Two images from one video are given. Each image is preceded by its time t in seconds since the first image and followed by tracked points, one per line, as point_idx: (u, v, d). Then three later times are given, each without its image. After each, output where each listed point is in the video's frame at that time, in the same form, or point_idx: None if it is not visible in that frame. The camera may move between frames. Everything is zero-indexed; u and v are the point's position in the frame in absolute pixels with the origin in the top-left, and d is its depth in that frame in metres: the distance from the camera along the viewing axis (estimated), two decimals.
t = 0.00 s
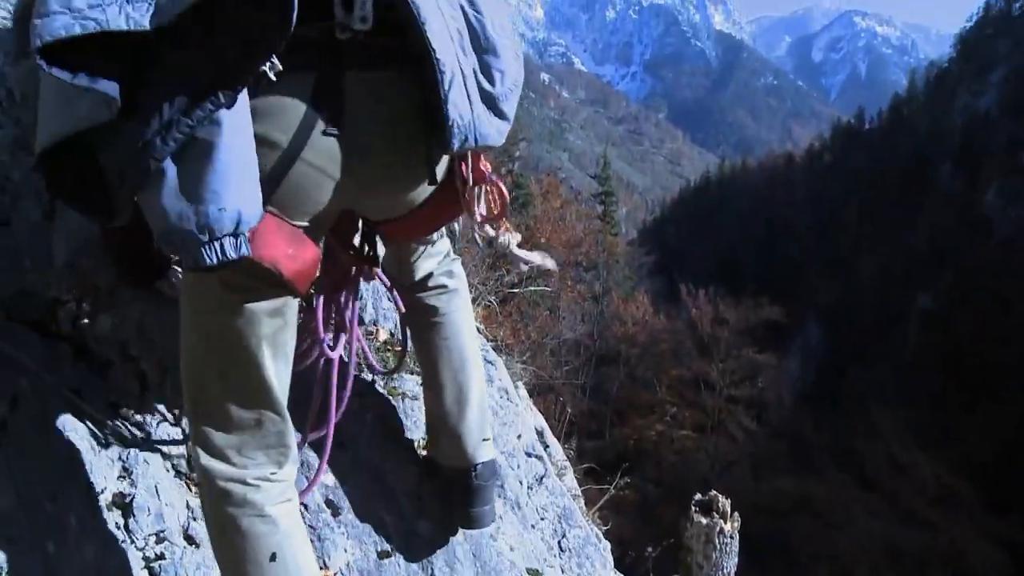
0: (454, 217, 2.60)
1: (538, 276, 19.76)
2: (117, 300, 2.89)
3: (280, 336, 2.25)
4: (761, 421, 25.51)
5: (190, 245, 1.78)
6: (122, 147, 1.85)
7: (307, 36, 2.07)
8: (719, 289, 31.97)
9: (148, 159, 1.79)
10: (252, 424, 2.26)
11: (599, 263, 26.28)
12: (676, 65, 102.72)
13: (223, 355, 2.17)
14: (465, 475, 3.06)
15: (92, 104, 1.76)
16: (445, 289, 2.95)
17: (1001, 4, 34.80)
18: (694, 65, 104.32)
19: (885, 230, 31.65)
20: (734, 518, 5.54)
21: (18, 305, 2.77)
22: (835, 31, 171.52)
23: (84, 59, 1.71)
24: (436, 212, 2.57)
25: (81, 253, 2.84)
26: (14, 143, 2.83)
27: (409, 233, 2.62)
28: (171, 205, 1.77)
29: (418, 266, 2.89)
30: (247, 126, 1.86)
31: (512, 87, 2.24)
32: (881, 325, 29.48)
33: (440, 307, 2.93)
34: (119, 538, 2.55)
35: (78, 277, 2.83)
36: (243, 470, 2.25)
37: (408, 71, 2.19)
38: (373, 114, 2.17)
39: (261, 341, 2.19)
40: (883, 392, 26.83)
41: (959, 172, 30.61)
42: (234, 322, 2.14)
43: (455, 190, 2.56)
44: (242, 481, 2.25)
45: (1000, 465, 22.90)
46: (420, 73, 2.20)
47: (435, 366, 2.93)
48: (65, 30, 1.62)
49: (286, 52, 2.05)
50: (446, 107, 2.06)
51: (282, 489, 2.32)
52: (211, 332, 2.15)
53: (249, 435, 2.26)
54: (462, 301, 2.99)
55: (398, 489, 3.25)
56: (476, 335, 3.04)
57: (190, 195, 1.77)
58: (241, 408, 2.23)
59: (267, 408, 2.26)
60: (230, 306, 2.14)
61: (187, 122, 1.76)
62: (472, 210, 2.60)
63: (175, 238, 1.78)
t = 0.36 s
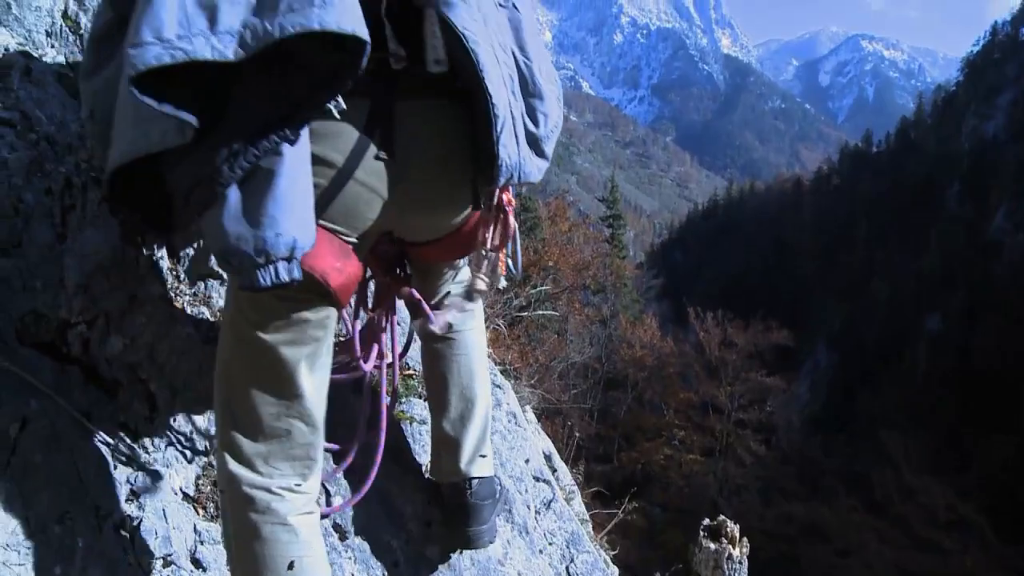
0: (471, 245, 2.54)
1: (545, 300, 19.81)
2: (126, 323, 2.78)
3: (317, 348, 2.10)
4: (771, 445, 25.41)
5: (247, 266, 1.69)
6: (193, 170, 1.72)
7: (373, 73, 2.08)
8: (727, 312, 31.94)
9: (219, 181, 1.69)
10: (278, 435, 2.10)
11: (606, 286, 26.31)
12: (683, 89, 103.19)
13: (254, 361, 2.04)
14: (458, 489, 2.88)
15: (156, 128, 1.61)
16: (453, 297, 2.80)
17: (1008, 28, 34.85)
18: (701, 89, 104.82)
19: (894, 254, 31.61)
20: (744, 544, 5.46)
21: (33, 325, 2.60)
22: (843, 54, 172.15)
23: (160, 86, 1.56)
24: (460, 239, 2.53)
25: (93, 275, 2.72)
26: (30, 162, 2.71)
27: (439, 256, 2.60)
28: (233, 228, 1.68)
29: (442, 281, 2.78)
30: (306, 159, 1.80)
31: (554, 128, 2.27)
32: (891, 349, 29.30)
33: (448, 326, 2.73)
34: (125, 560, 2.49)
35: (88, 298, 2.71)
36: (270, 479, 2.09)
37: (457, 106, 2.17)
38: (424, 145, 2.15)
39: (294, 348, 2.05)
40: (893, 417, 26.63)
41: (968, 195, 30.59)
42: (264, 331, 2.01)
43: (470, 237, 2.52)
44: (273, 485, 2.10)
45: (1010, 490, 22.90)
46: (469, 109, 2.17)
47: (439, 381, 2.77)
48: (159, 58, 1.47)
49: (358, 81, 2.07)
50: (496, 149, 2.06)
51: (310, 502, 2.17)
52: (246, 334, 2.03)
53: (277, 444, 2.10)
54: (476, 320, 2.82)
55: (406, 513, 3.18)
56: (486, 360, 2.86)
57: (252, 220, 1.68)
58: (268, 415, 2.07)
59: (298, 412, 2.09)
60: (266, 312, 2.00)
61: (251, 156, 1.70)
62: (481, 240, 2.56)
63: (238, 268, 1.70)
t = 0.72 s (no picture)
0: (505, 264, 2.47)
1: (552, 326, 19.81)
2: (137, 348, 2.75)
3: (351, 358, 2.17)
4: (779, 472, 25.28)
5: (271, 287, 1.87)
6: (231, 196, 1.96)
7: (404, 106, 2.11)
8: (735, 338, 31.86)
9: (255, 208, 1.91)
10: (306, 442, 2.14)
11: (614, 312, 26.30)
12: (690, 114, 103.47)
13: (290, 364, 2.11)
14: (469, 501, 2.75)
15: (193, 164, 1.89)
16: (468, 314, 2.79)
17: (1015, 54, 34.92)
18: (708, 115, 105.15)
19: (902, 280, 31.55)
20: None
21: (41, 350, 2.58)
22: (851, 82, 172.79)
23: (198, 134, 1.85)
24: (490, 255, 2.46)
25: (102, 301, 2.73)
26: (44, 189, 2.75)
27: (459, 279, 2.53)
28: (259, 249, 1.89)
29: (464, 304, 2.73)
30: (339, 197, 1.97)
31: (577, 171, 2.26)
32: (900, 375, 29.17)
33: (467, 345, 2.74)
34: None
35: (97, 323, 2.70)
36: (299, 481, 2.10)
37: (487, 141, 2.21)
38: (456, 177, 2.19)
39: (329, 355, 2.12)
40: (902, 445, 26.45)
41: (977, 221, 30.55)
42: (299, 335, 2.10)
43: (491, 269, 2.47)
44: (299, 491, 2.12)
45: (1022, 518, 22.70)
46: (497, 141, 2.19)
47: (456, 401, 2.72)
48: (202, 108, 1.72)
49: (393, 115, 2.11)
50: (514, 187, 2.07)
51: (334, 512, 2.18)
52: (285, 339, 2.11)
53: (305, 449, 2.13)
54: (489, 348, 2.81)
55: (413, 538, 3.06)
56: (500, 388, 2.84)
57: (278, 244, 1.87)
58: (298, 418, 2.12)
59: (327, 417, 2.14)
60: (301, 319, 2.10)
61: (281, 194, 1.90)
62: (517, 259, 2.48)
63: (260, 285, 1.88)
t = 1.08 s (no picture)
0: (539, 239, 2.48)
1: (560, 350, 19.80)
2: (145, 373, 2.76)
3: (395, 316, 2.15)
4: (788, 496, 25.13)
5: (320, 224, 1.88)
6: (285, 143, 1.99)
7: (446, 79, 2.21)
8: (744, 362, 31.74)
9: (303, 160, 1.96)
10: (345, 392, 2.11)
11: (622, 336, 26.24)
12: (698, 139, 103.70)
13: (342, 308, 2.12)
14: (471, 531, 2.73)
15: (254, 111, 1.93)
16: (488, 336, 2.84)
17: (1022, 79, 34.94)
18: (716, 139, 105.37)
19: (912, 303, 31.44)
20: None
21: (52, 372, 2.58)
22: (858, 106, 173.26)
23: (263, 79, 1.90)
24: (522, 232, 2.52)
25: (112, 323, 2.75)
26: (55, 213, 2.76)
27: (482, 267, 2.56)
28: (308, 194, 1.92)
29: (487, 314, 2.81)
30: (383, 157, 2.02)
31: (611, 144, 2.34)
32: (910, 399, 29.02)
33: (482, 367, 2.76)
34: None
35: (106, 349, 2.71)
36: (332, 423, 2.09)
37: (518, 119, 2.28)
38: (487, 153, 2.25)
39: (372, 302, 2.12)
40: (913, 470, 26.26)
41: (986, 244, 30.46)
42: (347, 281, 2.13)
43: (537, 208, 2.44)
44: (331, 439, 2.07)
45: None
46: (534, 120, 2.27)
47: (468, 427, 2.71)
48: (270, 54, 1.82)
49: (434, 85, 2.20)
50: (552, 154, 2.17)
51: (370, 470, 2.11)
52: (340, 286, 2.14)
53: (342, 393, 2.10)
54: (506, 377, 2.83)
55: (419, 563, 2.98)
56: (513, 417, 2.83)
57: (328, 192, 1.90)
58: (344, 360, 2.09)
59: (361, 364, 2.10)
60: (356, 267, 2.14)
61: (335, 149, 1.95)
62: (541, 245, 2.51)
63: (306, 229, 1.89)
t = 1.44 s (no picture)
0: (548, 257, 2.63)
1: (570, 373, 19.79)
2: (154, 396, 2.78)
3: (405, 329, 2.32)
4: (797, 521, 24.97)
5: (343, 255, 2.04)
6: (304, 175, 2.14)
7: (456, 101, 2.34)
8: (753, 385, 31.64)
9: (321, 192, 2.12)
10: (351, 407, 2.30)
11: (630, 358, 26.20)
12: (705, 161, 103.90)
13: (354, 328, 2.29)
14: (481, 557, 2.69)
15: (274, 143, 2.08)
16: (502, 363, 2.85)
17: None
18: (724, 162, 105.50)
19: (922, 327, 31.34)
20: None
21: (62, 395, 2.60)
22: (866, 129, 173.46)
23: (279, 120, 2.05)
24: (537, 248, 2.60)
25: (122, 345, 2.77)
26: (67, 235, 2.77)
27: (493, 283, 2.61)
28: (329, 224, 2.08)
29: (504, 335, 2.79)
30: (399, 181, 2.16)
31: (625, 156, 2.44)
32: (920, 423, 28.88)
33: (495, 388, 2.77)
34: None
35: (114, 371, 2.71)
36: (341, 421, 2.28)
37: (524, 135, 2.41)
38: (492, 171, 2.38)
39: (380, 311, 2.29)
40: (925, 494, 26.09)
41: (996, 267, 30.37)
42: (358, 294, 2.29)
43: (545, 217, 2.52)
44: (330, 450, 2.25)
45: None
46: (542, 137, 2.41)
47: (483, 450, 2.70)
48: (283, 96, 1.97)
49: (447, 107, 2.34)
50: (564, 171, 2.28)
51: (364, 480, 2.28)
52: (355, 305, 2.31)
53: (349, 394, 2.29)
54: (519, 403, 2.81)
55: None
56: (526, 445, 2.81)
57: (346, 222, 2.06)
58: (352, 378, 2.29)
59: (369, 368, 2.29)
60: (370, 290, 2.28)
61: (353, 177, 2.10)
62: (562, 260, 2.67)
63: (329, 256, 2.06)
